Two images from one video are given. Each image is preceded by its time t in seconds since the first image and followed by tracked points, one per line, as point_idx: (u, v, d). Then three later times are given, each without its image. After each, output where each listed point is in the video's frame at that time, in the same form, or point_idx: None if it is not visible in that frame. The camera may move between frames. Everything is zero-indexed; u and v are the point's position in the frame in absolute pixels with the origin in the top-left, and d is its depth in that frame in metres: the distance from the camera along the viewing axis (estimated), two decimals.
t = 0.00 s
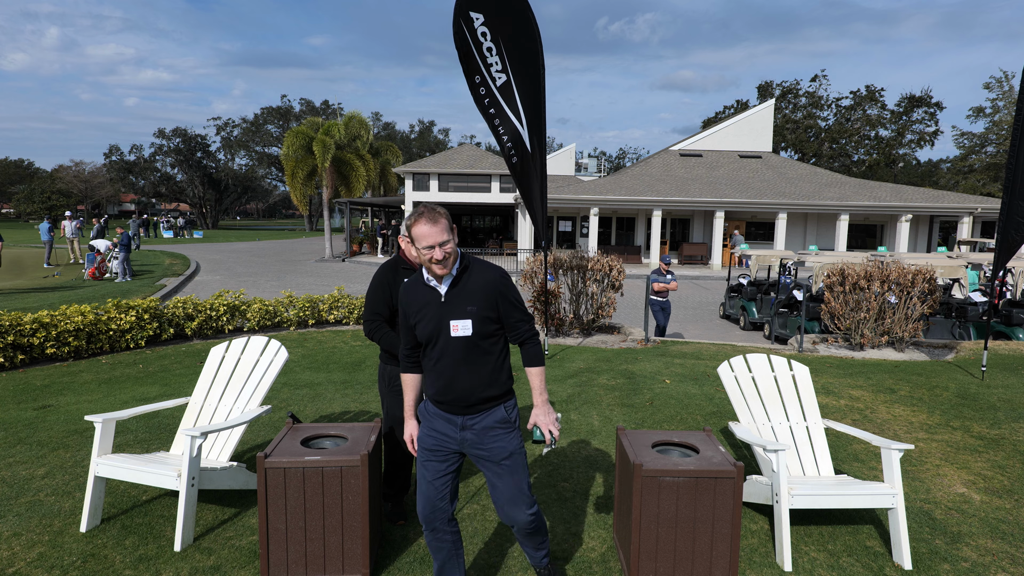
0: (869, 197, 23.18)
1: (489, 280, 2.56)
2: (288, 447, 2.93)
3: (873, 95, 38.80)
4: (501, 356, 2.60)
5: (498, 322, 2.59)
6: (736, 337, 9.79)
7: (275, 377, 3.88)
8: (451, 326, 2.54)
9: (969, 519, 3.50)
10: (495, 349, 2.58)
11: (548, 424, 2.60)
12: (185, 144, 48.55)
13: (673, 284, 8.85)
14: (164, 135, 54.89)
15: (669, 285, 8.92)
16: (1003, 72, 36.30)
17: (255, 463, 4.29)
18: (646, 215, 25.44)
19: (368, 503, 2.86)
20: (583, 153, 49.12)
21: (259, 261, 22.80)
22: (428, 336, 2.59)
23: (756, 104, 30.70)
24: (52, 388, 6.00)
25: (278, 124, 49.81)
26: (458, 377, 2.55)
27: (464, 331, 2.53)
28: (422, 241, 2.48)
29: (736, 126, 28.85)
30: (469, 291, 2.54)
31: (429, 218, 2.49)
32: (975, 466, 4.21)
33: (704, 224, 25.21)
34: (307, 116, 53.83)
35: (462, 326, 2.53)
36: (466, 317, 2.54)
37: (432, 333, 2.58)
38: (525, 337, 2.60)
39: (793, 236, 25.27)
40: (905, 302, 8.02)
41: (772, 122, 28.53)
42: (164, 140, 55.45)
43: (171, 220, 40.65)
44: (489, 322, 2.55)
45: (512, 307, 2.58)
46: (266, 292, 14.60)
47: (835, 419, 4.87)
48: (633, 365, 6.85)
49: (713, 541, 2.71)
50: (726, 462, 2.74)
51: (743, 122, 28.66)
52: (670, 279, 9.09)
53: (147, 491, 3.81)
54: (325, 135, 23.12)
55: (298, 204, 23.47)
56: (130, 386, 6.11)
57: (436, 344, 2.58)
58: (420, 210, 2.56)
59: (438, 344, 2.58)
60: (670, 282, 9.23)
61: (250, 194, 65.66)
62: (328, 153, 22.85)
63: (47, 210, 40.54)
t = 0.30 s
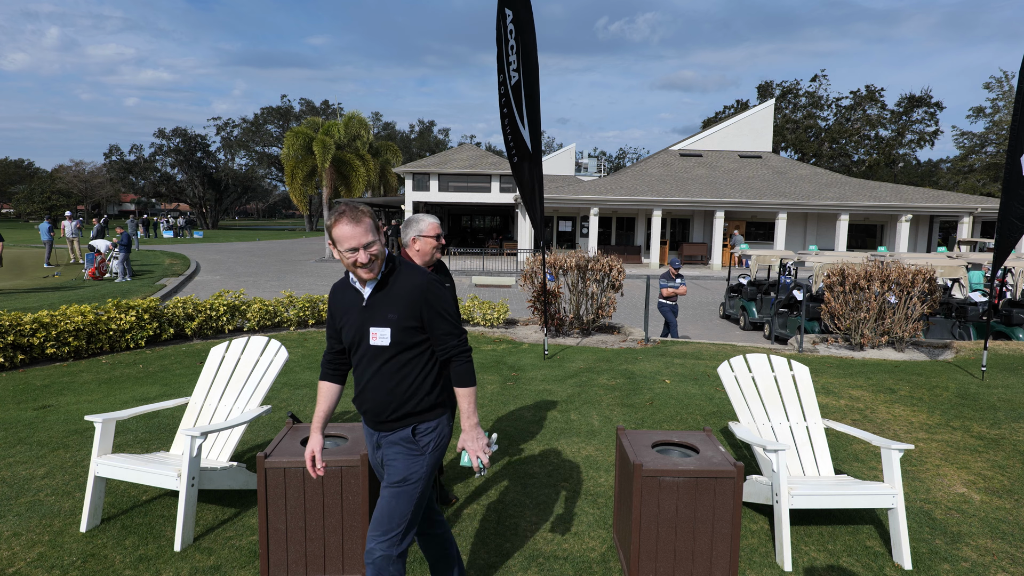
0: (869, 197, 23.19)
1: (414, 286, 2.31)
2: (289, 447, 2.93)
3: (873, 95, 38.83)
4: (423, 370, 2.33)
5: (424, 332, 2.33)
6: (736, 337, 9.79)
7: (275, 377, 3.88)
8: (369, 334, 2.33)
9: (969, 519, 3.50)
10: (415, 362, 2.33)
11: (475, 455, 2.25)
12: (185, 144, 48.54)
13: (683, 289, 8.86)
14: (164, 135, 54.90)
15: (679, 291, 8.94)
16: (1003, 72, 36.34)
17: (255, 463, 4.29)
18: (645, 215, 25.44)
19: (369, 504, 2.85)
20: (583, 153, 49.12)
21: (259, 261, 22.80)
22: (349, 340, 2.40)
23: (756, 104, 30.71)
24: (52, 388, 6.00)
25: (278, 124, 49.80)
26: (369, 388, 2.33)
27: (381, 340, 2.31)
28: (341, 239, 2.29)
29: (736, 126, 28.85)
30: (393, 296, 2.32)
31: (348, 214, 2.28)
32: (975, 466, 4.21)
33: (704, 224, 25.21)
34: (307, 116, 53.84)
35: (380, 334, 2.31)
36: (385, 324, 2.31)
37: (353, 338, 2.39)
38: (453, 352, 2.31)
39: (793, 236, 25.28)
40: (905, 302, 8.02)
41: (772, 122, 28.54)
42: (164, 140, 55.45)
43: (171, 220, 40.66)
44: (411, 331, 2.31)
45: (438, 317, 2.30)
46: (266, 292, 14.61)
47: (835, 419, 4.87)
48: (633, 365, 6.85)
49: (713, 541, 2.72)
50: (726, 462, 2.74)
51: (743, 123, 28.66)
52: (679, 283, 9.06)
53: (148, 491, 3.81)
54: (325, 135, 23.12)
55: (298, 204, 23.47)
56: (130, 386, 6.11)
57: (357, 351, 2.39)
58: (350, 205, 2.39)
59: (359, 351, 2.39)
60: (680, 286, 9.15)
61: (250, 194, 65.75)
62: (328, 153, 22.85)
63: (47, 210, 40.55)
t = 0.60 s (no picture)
0: (869, 198, 23.20)
1: (294, 306, 2.13)
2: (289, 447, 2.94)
3: (873, 95, 38.87)
4: (304, 398, 2.17)
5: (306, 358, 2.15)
6: (736, 337, 9.79)
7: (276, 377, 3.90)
8: (259, 349, 2.23)
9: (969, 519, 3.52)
10: (298, 385, 2.17)
11: (323, 527, 1.93)
12: (185, 144, 48.53)
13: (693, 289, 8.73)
14: (164, 135, 54.86)
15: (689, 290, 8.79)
16: (1003, 72, 36.41)
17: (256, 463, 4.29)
18: (645, 215, 25.45)
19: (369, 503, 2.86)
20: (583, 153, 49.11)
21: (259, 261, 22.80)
22: (248, 356, 2.34)
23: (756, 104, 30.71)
24: (52, 388, 6.00)
25: (279, 124, 49.79)
26: (254, 405, 2.25)
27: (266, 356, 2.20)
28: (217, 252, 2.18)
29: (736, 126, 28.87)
30: (278, 313, 2.16)
31: (219, 224, 2.13)
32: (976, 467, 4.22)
33: (704, 224, 25.21)
34: (307, 116, 53.86)
35: (266, 350, 2.20)
36: (268, 342, 2.19)
37: (252, 349, 2.32)
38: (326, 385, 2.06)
39: (793, 236, 25.28)
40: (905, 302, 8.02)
41: (772, 122, 28.54)
42: (164, 140, 55.43)
43: (171, 220, 40.73)
44: (292, 352, 2.14)
45: (315, 342, 2.08)
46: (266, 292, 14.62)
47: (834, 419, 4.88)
48: (633, 365, 6.85)
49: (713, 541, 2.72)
50: (727, 462, 2.74)
51: (743, 123, 28.67)
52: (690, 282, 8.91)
53: (147, 492, 3.81)
54: (325, 135, 23.14)
55: (298, 204, 23.47)
56: (130, 386, 6.11)
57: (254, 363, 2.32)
58: (247, 207, 2.25)
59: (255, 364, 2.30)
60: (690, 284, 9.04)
61: (251, 194, 65.77)
62: (328, 153, 22.85)
63: (47, 210, 40.53)
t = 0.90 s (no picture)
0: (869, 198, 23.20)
1: (190, 294, 2.01)
2: (289, 447, 2.93)
3: (873, 95, 38.90)
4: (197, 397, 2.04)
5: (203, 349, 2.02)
6: (736, 337, 9.79)
7: (276, 377, 3.89)
8: (147, 344, 2.06)
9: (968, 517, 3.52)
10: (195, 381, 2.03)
11: (104, 503, 1.63)
12: (185, 144, 48.52)
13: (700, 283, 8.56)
14: (164, 135, 54.89)
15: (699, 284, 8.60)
16: (1003, 72, 36.47)
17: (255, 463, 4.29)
18: (646, 215, 25.44)
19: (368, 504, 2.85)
20: (583, 153, 49.14)
21: (259, 261, 22.79)
22: (132, 355, 2.14)
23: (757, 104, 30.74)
24: (52, 388, 6.00)
25: (279, 124, 49.82)
26: (143, 405, 2.08)
27: (157, 351, 2.04)
28: (96, 235, 2.03)
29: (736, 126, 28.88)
30: (170, 304, 2.02)
31: (105, 204, 1.99)
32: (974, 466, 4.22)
33: (704, 224, 25.20)
34: (307, 116, 53.92)
35: (156, 344, 2.04)
36: (160, 334, 2.03)
37: (136, 348, 2.14)
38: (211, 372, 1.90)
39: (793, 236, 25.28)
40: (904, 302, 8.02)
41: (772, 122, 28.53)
42: (164, 140, 55.45)
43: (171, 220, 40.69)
44: (187, 343, 2.01)
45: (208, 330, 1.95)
46: (266, 292, 14.64)
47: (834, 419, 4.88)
48: (633, 365, 6.85)
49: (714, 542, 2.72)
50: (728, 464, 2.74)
51: (743, 123, 28.69)
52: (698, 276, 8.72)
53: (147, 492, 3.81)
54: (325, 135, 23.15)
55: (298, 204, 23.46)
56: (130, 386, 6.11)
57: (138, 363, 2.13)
58: (143, 192, 2.14)
59: (140, 362, 2.12)
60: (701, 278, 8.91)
61: (251, 194, 65.80)
62: (328, 153, 22.85)
63: (47, 210, 40.52)
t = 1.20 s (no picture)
0: (869, 197, 23.18)
1: (16, 294, 1.85)
2: (289, 447, 2.92)
3: (873, 95, 38.91)
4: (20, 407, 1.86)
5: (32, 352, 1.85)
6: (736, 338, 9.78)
7: (276, 377, 3.89)
8: None
9: (969, 519, 3.50)
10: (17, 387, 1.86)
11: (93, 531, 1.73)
12: (185, 144, 48.50)
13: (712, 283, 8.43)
14: (164, 135, 54.89)
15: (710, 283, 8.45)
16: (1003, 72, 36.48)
17: (255, 463, 4.29)
18: (645, 215, 25.42)
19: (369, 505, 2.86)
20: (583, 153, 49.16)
21: (258, 261, 22.78)
22: None
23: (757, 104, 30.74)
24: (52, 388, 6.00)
25: (278, 124, 49.83)
26: None
27: None
28: None
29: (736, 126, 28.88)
30: None
31: None
32: (975, 466, 4.21)
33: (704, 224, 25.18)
34: (307, 116, 53.93)
35: None
36: None
37: None
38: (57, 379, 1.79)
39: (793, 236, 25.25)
40: (905, 302, 8.02)
41: (772, 122, 28.53)
42: (164, 140, 55.48)
43: (171, 220, 40.66)
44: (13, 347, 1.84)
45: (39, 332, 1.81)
46: (266, 292, 14.64)
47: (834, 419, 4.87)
48: (633, 365, 6.85)
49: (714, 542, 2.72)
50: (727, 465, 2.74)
51: (743, 123, 28.68)
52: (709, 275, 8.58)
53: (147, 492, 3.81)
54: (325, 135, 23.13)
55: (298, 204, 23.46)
56: (130, 386, 6.11)
57: None
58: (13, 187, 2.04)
59: None
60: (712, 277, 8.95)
61: (251, 194, 65.75)
62: (328, 153, 22.82)
63: (47, 210, 40.52)
